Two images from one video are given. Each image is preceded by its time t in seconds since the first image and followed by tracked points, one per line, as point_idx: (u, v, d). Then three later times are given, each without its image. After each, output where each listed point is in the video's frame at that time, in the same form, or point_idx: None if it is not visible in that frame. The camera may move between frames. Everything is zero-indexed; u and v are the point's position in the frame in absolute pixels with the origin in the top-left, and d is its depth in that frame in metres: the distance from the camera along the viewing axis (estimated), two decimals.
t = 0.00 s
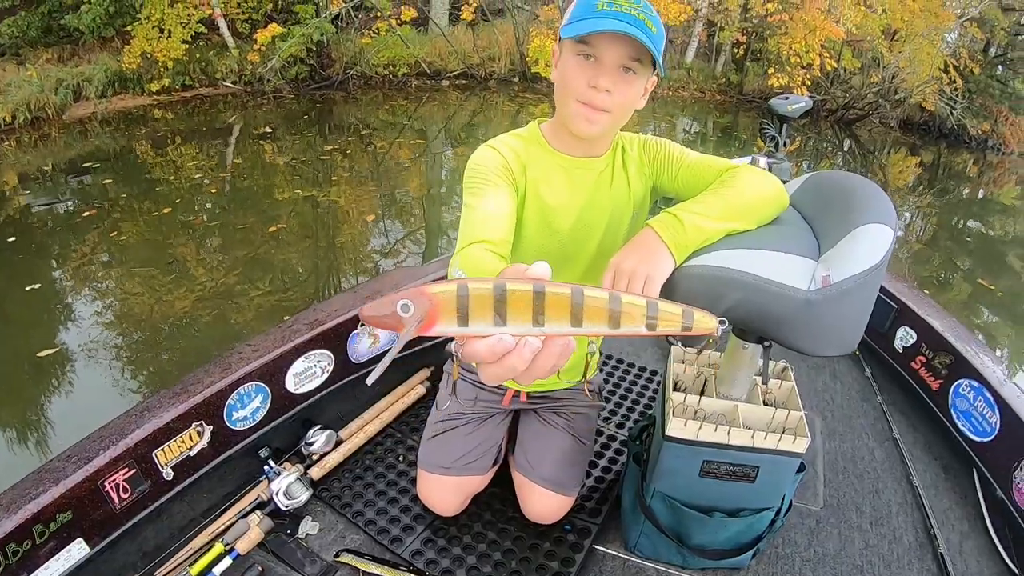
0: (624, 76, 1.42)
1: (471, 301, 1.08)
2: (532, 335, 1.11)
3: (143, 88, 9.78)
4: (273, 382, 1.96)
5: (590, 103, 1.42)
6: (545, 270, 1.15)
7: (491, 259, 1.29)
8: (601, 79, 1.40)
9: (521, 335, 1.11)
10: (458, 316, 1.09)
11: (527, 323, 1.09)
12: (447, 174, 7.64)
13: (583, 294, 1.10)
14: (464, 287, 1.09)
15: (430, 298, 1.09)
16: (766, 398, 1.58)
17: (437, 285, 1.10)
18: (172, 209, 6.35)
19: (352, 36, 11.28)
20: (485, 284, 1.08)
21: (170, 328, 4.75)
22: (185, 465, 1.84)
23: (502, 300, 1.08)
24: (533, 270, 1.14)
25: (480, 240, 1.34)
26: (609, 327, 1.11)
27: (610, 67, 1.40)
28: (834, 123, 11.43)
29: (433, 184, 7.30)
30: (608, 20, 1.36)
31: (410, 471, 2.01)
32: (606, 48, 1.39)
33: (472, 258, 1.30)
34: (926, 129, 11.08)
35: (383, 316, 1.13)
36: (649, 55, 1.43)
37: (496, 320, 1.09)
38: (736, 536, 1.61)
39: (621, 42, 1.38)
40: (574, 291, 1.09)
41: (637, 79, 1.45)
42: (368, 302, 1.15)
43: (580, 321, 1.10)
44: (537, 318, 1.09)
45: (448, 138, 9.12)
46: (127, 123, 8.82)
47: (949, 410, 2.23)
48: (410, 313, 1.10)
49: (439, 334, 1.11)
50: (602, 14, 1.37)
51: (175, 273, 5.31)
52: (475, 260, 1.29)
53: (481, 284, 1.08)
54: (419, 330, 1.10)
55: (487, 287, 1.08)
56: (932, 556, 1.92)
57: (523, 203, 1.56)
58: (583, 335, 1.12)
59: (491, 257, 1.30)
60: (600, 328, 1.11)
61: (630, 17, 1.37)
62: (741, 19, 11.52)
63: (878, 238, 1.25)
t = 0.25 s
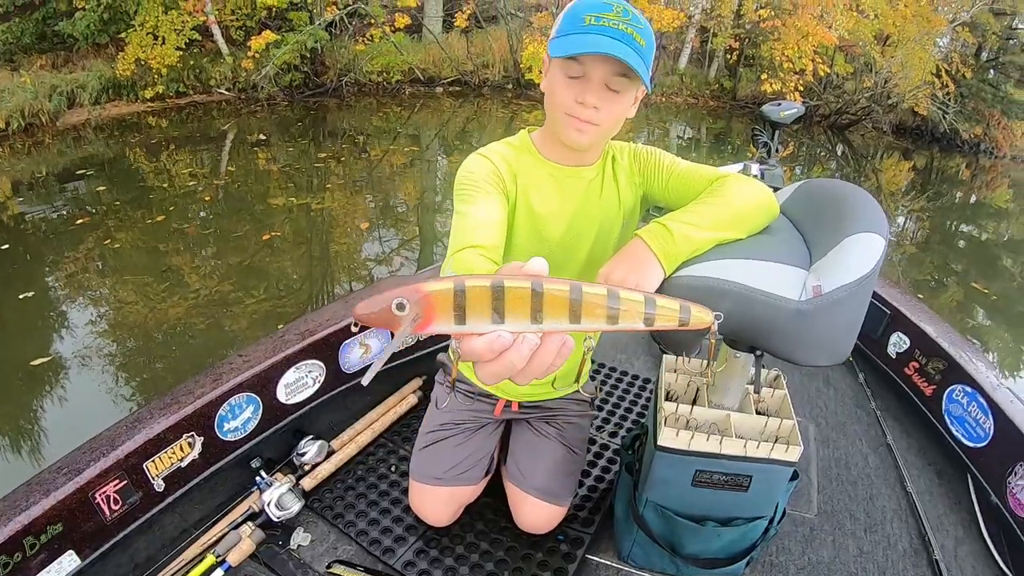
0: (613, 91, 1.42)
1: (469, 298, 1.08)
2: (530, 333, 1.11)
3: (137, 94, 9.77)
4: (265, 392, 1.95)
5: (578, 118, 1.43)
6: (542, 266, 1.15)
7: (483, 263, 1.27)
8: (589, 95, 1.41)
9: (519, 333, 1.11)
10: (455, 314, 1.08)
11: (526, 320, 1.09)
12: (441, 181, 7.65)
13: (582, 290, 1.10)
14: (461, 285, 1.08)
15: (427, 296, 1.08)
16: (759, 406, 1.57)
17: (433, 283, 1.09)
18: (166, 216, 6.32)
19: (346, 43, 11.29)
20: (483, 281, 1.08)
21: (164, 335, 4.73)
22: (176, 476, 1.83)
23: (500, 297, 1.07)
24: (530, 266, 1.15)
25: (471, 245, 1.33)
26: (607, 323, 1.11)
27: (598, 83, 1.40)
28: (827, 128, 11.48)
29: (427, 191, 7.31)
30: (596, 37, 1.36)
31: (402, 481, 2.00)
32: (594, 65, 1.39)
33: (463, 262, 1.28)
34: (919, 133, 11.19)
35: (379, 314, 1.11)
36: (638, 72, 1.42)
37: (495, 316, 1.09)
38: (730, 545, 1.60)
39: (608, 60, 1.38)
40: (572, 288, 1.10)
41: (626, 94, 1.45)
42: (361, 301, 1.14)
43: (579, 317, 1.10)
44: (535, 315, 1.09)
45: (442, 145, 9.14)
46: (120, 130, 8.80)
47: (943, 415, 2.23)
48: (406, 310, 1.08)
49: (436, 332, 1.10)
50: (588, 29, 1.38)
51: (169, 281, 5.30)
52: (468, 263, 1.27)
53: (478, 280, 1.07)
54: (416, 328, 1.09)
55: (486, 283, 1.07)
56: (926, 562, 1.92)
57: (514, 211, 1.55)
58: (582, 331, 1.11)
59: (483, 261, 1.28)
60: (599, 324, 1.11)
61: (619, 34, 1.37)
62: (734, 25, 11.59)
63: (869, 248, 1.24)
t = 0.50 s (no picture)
0: (605, 93, 1.42)
1: (471, 310, 1.06)
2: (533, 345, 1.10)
3: (133, 101, 9.78)
4: (256, 405, 1.94)
5: (571, 121, 1.42)
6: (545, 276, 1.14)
7: (478, 273, 1.26)
8: (582, 98, 1.40)
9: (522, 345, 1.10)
10: (457, 326, 1.06)
11: (529, 333, 1.08)
12: (436, 187, 7.65)
13: (586, 302, 1.09)
14: (462, 295, 1.06)
15: (427, 307, 1.06)
16: (753, 417, 1.57)
17: (434, 294, 1.07)
18: (161, 224, 6.30)
19: (341, 50, 11.30)
20: (485, 291, 1.05)
21: (160, 342, 4.71)
22: (167, 489, 1.82)
23: (503, 308, 1.06)
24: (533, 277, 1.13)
25: (465, 256, 1.31)
26: (613, 336, 1.10)
27: (589, 85, 1.40)
28: (822, 133, 11.52)
29: (423, 198, 7.31)
30: (585, 38, 1.36)
31: (394, 494, 1.99)
32: (584, 66, 1.39)
33: (457, 273, 1.26)
34: (914, 137, 11.26)
35: (377, 326, 1.09)
36: (628, 71, 1.43)
37: (497, 329, 1.07)
38: (725, 556, 1.57)
39: (598, 58, 1.39)
40: (577, 299, 1.09)
41: (618, 96, 1.45)
42: (358, 311, 1.11)
43: (583, 329, 1.10)
44: (539, 327, 1.08)
45: (437, 152, 9.14)
46: (116, 136, 8.79)
47: (939, 423, 2.22)
48: (406, 322, 1.06)
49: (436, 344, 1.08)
50: (577, 32, 1.38)
51: (165, 288, 5.28)
52: (463, 274, 1.25)
53: (480, 291, 1.05)
54: (416, 340, 1.07)
55: (490, 294, 1.05)
56: (924, 571, 1.91)
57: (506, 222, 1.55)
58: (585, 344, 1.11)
59: (478, 272, 1.26)
60: (604, 336, 1.10)
61: (607, 35, 1.38)
62: (728, 31, 11.63)
63: (862, 261, 1.24)
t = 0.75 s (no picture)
0: (597, 104, 1.40)
1: (462, 331, 1.00)
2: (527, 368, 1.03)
3: (130, 105, 9.75)
4: (248, 415, 1.92)
5: (563, 133, 1.40)
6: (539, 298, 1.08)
7: (469, 285, 1.24)
8: (574, 111, 1.39)
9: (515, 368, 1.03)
10: (447, 349, 1.00)
11: (523, 357, 1.01)
12: (434, 192, 7.64)
13: (582, 325, 1.03)
14: (452, 317, 1.00)
15: (416, 329, 0.99)
16: (750, 429, 1.56)
17: (423, 314, 1.00)
18: (158, 228, 6.26)
19: (339, 54, 11.30)
20: (476, 313, 1.00)
21: (156, 346, 4.68)
22: (158, 500, 1.79)
23: (495, 331, 1.00)
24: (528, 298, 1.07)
25: (456, 267, 1.29)
26: (609, 360, 1.05)
27: (581, 96, 1.39)
28: (819, 138, 11.54)
29: (420, 202, 7.30)
30: (575, 49, 1.35)
31: (387, 505, 1.97)
32: (576, 77, 1.37)
33: (448, 286, 1.24)
34: (910, 142, 11.30)
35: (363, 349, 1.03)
36: (621, 80, 1.41)
37: (489, 353, 1.01)
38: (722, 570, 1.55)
39: (590, 68, 1.37)
40: (573, 322, 1.03)
41: (611, 105, 1.43)
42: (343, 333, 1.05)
43: (579, 354, 1.04)
44: (533, 350, 1.02)
45: (435, 156, 9.14)
46: (114, 140, 8.76)
47: (937, 432, 2.21)
48: (393, 344, 1.00)
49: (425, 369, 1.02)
50: (568, 42, 1.36)
51: (161, 293, 5.25)
52: (455, 287, 1.23)
53: (472, 314, 0.99)
54: (403, 364, 1.01)
55: (481, 316, 0.99)
56: None
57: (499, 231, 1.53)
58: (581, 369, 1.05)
59: (470, 284, 1.24)
60: (600, 361, 1.05)
61: (600, 45, 1.36)
62: (726, 36, 11.64)
63: (862, 273, 1.22)
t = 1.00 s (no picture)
0: (591, 103, 1.39)
1: (435, 354, 0.97)
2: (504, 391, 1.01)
3: (129, 105, 9.72)
4: (239, 421, 1.90)
5: (556, 134, 1.38)
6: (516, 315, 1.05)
7: (456, 293, 1.21)
8: (568, 109, 1.36)
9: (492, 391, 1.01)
10: (419, 372, 0.98)
11: (498, 379, 0.99)
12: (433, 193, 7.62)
13: (562, 344, 1.00)
14: (425, 339, 0.97)
15: (388, 352, 0.97)
16: (749, 437, 1.53)
17: (396, 337, 0.98)
18: (156, 228, 6.24)
19: (338, 55, 11.27)
20: (449, 334, 0.97)
21: (153, 345, 4.65)
22: (147, 507, 1.77)
23: (469, 352, 0.97)
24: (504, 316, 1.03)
25: (444, 274, 1.27)
26: (591, 382, 1.01)
27: (576, 95, 1.37)
28: (819, 140, 11.53)
29: (419, 203, 7.28)
30: (570, 46, 1.33)
31: (381, 512, 1.94)
32: (570, 75, 1.35)
33: (435, 293, 1.22)
34: (910, 145, 11.30)
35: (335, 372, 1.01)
36: (615, 79, 1.39)
37: (463, 376, 0.99)
38: None
39: (584, 66, 1.35)
40: (552, 341, 0.99)
41: (605, 105, 1.41)
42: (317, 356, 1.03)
43: (559, 375, 1.01)
44: (508, 373, 0.99)
45: (434, 158, 9.12)
46: (112, 140, 8.74)
47: (938, 439, 2.18)
48: (365, 369, 0.98)
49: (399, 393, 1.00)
50: (562, 40, 1.34)
51: (158, 293, 5.23)
52: (441, 295, 1.20)
53: (445, 335, 0.97)
54: (376, 388, 0.99)
55: (454, 337, 0.97)
56: None
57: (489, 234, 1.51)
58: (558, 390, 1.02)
59: (456, 291, 1.22)
60: (581, 382, 1.01)
61: (594, 43, 1.34)
62: (726, 38, 11.62)
63: (865, 282, 1.20)
